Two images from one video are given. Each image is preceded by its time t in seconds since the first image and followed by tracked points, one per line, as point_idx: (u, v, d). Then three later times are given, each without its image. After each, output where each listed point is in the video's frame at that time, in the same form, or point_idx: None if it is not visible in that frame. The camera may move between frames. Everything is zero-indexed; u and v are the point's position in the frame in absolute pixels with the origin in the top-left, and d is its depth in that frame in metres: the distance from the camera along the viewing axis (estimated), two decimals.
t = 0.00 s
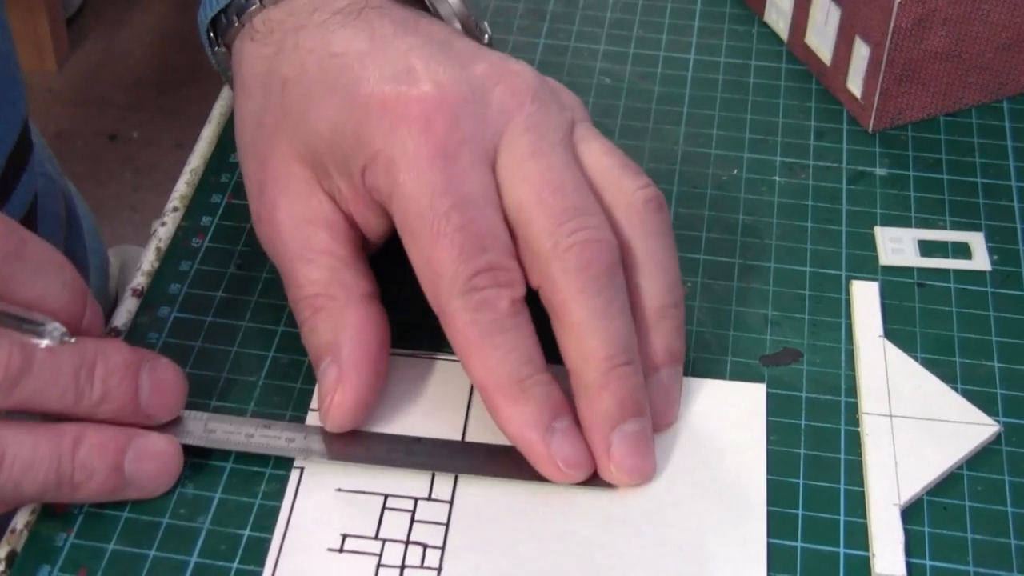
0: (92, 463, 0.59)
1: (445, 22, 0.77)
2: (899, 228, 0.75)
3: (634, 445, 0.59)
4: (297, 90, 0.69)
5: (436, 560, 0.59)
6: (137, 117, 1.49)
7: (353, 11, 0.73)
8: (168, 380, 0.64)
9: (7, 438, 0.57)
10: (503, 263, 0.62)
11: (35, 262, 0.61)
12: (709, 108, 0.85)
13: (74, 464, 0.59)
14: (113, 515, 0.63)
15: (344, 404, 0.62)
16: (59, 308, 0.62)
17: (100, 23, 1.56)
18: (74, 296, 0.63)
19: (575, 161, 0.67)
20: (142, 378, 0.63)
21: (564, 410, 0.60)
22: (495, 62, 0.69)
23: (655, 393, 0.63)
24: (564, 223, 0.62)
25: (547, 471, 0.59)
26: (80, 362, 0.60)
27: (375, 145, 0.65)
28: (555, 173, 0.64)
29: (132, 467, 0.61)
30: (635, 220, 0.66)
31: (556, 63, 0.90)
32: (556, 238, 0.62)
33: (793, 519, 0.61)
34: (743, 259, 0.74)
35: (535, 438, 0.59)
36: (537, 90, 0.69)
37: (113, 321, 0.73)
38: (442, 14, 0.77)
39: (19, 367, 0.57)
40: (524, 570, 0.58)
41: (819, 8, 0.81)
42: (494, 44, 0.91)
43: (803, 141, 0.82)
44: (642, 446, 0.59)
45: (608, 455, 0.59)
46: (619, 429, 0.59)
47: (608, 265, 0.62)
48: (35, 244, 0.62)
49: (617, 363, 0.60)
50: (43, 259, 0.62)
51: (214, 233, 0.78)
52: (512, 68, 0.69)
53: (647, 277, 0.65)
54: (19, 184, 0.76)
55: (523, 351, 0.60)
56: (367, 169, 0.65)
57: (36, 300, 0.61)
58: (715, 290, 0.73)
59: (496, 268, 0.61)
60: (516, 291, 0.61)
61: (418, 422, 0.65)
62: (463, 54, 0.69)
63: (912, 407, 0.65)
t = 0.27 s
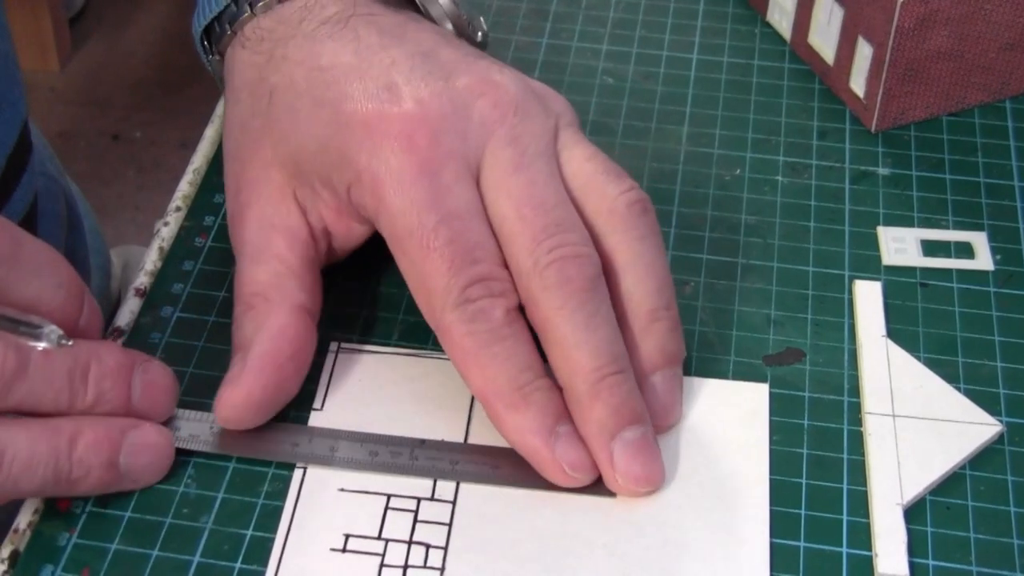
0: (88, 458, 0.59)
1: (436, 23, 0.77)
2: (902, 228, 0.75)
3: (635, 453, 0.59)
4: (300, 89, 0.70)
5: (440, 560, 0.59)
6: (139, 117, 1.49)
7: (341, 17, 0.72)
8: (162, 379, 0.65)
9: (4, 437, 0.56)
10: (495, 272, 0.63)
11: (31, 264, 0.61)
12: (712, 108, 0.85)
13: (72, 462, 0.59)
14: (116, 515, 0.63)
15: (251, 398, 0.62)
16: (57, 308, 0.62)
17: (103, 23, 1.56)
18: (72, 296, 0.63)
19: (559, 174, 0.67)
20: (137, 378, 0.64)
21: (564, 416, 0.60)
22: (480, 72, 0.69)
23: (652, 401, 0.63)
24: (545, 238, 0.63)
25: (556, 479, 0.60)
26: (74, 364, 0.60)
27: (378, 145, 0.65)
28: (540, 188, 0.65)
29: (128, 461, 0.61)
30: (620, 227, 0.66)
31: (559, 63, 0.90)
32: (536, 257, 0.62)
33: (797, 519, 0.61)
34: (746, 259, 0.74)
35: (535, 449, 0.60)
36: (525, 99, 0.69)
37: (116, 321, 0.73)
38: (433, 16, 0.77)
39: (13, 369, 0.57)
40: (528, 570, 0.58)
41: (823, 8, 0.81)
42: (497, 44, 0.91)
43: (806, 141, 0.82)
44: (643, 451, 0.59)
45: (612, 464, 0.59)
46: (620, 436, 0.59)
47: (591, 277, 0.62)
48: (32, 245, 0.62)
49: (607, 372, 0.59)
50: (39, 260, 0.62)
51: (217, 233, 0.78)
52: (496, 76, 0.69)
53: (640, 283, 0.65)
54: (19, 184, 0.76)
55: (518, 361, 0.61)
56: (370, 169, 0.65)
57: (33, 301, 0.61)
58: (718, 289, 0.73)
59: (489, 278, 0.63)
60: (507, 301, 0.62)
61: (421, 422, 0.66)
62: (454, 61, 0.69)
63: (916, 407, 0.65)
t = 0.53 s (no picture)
0: (89, 456, 0.59)
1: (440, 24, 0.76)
2: (902, 228, 0.75)
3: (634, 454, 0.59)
4: (300, 89, 0.70)
5: (440, 560, 0.59)
6: (140, 117, 1.49)
7: (349, 12, 0.72)
8: (162, 382, 0.65)
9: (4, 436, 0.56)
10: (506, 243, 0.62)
11: (31, 265, 0.61)
12: (712, 108, 0.85)
13: (72, 459, 0.59)
14: (116, 515, 0.63)
15: (245, 407, 0.62)
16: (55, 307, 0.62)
17: (103, 23, 1.56)
18: (73, 297, 0.64)
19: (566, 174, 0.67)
20: (138, 380, 0.64)
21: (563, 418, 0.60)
22: (489, 67, 0.69)
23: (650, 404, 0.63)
24: (548, 248, 0.64)
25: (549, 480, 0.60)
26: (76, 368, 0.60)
27: (378, 144, 0.65)
28: (539, 194, 0.65)
29: (129, 458, 0.62)
30: (629, 228, 0.66)
31: (560, 63, 0.90)
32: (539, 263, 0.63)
33: (797, 519, 0.61)
34: (747, 259, 0.74)
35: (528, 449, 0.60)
36: (535, 97, 0.69)
37: (116, 321, 0.73)
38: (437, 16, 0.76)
39: (15, 372, 0.57)
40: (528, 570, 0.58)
41: (823, 8, 0.81)
42: (497, 44, 0.91)
43: (806, 141, 0.82)
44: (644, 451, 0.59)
45: (615, 470, 0.59)
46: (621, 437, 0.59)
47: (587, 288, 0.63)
48: (31, 246, 0.62)
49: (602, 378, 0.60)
50: (39, 261, 0.62)
51: (218, 233, 0.78)
52: (509, 73, 0.69)
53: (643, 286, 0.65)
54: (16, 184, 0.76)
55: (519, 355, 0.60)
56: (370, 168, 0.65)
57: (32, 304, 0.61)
58: (718, 289, 0.73)
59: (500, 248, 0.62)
60: (521, 272, 0.61)
61: (422, 421, 0.66)
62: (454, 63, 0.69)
63: (916, 407, 0.65)
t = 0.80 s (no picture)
0: (92, 456, 0.60)
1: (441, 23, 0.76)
2: (903, 228, 0.75)
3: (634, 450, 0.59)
4: (301, 89, 0.70)
5: (441, 560, 0.59)
6: (141, 117, 1.49)
7: (352, 12, 0.72)
8: (164, 381, 0.65)
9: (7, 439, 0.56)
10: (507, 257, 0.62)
11: (31, 266, 0.61)
12: (713, 108, 0.85)
13: (74, 460, 0.59)
14: (117, 515, 0.63)
15: (209, 404, 0.63)
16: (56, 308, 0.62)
17: (103, 23, 1.56)
18: (74, 297, 0.64)
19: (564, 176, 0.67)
20: (140, 380, 0.64)
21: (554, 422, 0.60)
22: (499, 66, 0.69)
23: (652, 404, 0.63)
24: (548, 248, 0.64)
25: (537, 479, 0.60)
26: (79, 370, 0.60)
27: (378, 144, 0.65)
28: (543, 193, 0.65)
29: (132, 457, 0.62)
30: (631, 228, 0.66)
31: (560, 63, 0.90)
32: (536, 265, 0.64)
33: (797, 519, 0.61)
34: (747, 259, 0.75)
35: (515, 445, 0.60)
36: (539, 97, 0.69)
37: (116, 321, 0.73)
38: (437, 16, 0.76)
39: (18, 374, 0.57)
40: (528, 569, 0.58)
41: (823, 8, 0.81)
42: (497, 44, 0.91)
43: (807, 141, 0.82)
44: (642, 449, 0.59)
45: (616, 466, 0.59)
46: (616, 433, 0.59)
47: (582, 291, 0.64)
48: (32, 248, 0.62)
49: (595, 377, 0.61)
50: (39, 262, 0.62)
51: (218, 232, 0.78)
52: (514, 71, 0.69)
53: (647, 287, 0.65)
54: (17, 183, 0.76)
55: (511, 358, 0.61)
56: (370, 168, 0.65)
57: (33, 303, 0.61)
58: (719, 289, 0.73)
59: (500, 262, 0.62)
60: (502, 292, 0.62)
61: (422, 421, 0.66)
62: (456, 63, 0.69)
63: (916, 407, 0.65)
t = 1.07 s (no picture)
0: (95, 456, 0.60)
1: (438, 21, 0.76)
2: (903, 228, 0.75)
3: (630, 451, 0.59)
4: (299, 89, 0.70)
5: (440, 560, 0.59)
6: (141, 117, 1.49)
7: (351, 13, 0.72)
8: (165, 383, 0.65)
9: (12, 439, 0.57)
10: (489, 270, 0.63)
11: (38, 269, 0.61)
12: (713, 108, 0.85)
13: (78, 460, 0.59)
14: (117, 515, 0.63)
15: (207, 406, 0.63)
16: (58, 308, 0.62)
17: (103, 23, 1.56)
18: (80, 300, 0.64)
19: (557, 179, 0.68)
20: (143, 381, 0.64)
21: (544, 419, 0.60)
22: (495, 64, 0.69)
23: (651, 404, 0.62)
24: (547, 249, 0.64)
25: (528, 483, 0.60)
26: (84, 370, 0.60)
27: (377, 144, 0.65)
28: (537, 197, 0.66)
29: (134, 458, 0.62)
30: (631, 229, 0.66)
31: (560, 63, 0.90)
32: (530, 267, 0.64)
33: (797, 519, 0.61)
34: (747, 259, 0.75)
35: (503, 440, 0.60)
36: (536, 95, 0.70)
37: (116, 321, 0.74)
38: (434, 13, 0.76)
39: (24, 377, 0.57)
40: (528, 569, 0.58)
41: (823, 8, 0.81)
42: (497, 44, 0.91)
43: (806, 141, 0.82)
44: (641, 450, 0.59)
45: (611, 465, 0.59)
46: (610, 435, 0.59)
47: (577, 293, 0.64)
48: (36, 249, 0.61)
49: (592, 379, 0.61)
50: (45, 264, 0.61)
51: (218, 232, 0.78)
52: (511, 70, 0.70)
53: (644, 285, 0.65)
54: (18, 185, 0.76)
55: (507, 360, 0.61)
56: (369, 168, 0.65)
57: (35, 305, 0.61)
58: (719, 289, 0.73)
59: (481, 275, 0.62)
60: (499, 298, 0.62)
61: (421, 422, 0.66)
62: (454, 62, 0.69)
63: (916, 407, 0.65)
